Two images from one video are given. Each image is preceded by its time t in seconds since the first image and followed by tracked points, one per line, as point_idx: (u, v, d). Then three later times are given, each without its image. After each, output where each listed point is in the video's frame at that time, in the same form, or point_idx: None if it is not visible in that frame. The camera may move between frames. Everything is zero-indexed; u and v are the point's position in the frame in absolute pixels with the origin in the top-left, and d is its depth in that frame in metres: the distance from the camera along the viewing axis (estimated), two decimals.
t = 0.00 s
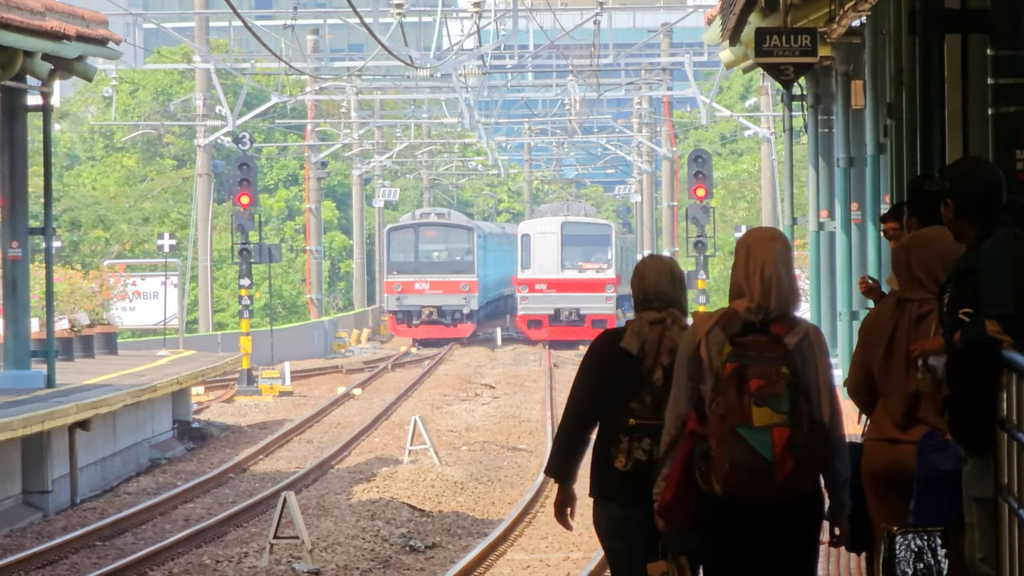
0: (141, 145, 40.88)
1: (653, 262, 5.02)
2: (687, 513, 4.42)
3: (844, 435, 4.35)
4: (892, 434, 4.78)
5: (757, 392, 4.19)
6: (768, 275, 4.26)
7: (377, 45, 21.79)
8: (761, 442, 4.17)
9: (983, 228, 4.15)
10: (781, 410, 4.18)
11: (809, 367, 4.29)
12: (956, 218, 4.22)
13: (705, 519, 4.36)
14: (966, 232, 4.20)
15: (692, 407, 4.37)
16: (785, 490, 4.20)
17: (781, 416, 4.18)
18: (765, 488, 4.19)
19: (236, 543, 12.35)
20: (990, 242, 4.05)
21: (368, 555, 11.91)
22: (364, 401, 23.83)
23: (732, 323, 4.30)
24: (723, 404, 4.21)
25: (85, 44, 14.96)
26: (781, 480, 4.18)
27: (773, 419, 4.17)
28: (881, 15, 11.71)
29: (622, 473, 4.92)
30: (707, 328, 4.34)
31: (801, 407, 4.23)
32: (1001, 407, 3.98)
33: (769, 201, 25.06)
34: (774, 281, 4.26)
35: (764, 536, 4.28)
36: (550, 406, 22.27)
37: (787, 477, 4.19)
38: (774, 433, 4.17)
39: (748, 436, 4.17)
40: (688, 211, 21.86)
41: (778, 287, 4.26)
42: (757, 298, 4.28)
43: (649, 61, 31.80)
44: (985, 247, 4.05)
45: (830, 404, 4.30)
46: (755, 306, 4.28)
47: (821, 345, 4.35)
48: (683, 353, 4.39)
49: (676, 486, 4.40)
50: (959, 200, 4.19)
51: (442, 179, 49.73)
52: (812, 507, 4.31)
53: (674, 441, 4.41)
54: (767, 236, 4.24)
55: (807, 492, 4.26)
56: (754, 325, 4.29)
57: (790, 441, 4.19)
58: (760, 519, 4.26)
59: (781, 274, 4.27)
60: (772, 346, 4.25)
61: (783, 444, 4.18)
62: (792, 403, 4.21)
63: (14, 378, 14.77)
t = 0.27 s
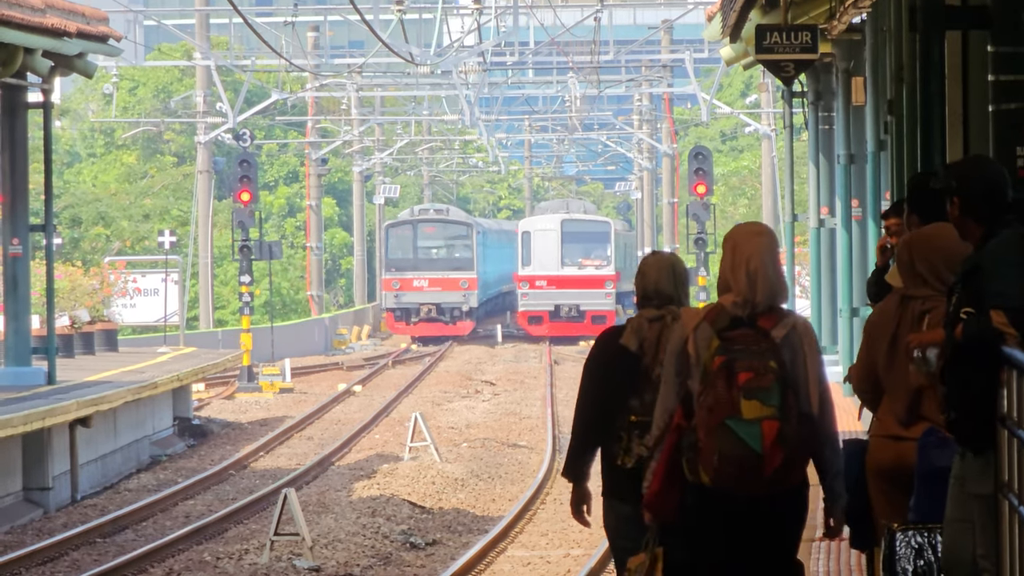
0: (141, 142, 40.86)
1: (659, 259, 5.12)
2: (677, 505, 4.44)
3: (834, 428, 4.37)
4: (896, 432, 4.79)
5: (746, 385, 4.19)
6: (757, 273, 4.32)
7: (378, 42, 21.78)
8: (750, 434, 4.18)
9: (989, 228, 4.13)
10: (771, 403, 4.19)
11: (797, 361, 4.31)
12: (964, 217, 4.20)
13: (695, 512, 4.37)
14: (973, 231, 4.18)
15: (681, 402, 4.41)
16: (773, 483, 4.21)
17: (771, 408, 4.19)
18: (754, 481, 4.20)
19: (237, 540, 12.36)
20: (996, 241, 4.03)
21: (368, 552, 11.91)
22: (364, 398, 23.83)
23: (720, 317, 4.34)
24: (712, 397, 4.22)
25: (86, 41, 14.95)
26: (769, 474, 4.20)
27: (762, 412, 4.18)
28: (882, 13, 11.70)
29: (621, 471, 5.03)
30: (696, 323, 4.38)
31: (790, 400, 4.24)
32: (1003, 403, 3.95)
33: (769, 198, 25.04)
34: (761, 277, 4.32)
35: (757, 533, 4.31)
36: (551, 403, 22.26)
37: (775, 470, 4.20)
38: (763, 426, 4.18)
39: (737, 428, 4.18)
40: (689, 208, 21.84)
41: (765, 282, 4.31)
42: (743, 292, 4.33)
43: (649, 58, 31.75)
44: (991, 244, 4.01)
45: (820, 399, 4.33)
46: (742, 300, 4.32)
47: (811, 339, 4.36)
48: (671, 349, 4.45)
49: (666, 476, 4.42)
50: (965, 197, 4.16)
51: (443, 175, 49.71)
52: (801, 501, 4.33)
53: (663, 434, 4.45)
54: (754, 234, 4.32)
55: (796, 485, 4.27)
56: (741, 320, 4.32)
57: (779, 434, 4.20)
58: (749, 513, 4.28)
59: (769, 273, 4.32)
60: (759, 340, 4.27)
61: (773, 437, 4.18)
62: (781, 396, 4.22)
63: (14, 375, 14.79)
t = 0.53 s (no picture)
0: (140, 139, 40.84)
1: (655, 250, 5.08)
2: (673, 502, 4.43)
3: (832, 427, 4.38)
4: (901, 429, 4.84)
5: (741, 383, 4.20)
6: (752, 272, 4.32)
7: (377, 39, 21.77)
8: (746, 431, 4.18)
9: (992, 226, 4.09)
10: (767, 401, 4.19)
11: (793, 360, 4.32)
12: (965, 214, 4.16)
13: (693, 508, 4.37)
14: (975, 229, 4.14)
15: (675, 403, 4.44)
16: (769, 480, 4.21)
17: (767, 406, 4.19)
18: (750, 479, 4.20)
19: (236, 537, 12.36)
20: (998, 241, 3.99)
21: (367, 549, 11.92)
22: (364, 396, 23.83)
23: (715, 317, 4.36)
24: (708, 395, 4.23)
25: (85, 38, 14.94)
26: (764, 472, 4.20)
27: (758, 409, 4.18)
28: (881, 10, 11.71)
29: (631, 464, 5.03)
30: (692, 323, 4.42)
31: (786, 398, 4.24)
32: (1002, 401, 3.94)
33: (768, 195, 25.05)
34: (756, 276, 4.31)
35: (756, 532, 4.30)
36: (550, 401, 22.27)
37: (770, 468, 4.20)
38: (760, 423, 4.18)
39: (733, 426, 4.18)
40: (688, 206, 21.85)
41: (759, 281, 4.31)
42: (739, 292, 4.34)
43: (649, 55, 31.73)
44: (995, 244, 3.99)
45: (815, 396, 4.33)
46: (737, 300, 4.33)
47: (807, 338, 4.37)
48: (667, 348, 4.52)
49: (661, 474, 4.43)
50: (968, 194, 4.12)
51: (442, 173, 49.70)
52: (798, 498, 4.32)
53: (660, 432, 4.48)
54: (747, 235, 4.31)
55: (792, 483, 4.26)
56: (736, 319, 4.33)
57: (775, 432, 4.20)
58: (746, 511, 4.27)
59: (763, 273, 4.32)
60: (754, 338, 4.27)
61: (769, 435, 4.18)
62: (777, 394, 4.22)
63: (14, 372, 14.78)
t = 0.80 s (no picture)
0: (139, 139, 40.86)
1: (638, 257, 5.00)
2: (677, 500, 4.44)
3: (837, 428, 4.42)
4: (903, 430, 4.84)
5: (748, 383, 4.22)
6: (760, 271, 4.31)
7: (376, 39, 21.76)
8: (753, 431, 4.19)
9: (992, 224, 4.09)
10: (773, 401, 4.21)
11: (799, 359, 4.35)
12: (964, 213, 4.15)
13: (698, 507, 4.37)
14: (974, 227, 4.14)
15: (683, 397, 4.44)
16: (776, 480, 4.22)
17: (774, 406, 4.21)
18: (756, 479, 4.21)
19: (236, 537, 12.35)
20: (997, 240, 3.96)
21: (367, 549, 11.92)
22: (363, 395, 23.84)
23: (723, 315, 4.36)
24: (715, 395, 4.25)
25: (85, 37, 14.94)
26: (771, 471, 4.21)
27: (765, 409, 4.20)
28: (880, 10, 11.70)
29: (620, 476, 4.92)
30: (700, 319, 4.39)
31: (792, 398, 4.27)
32: (1002, 401, 3.93)
33: (768, 194, 25.07)
34: (764, 274, 4.31)
35: (762, 530, 4.31)
36: (550, 400, 22.29)
37: (778, 467, 4.21)
38: (766, 423, 4.20)
39: (740, 426, 4.19)
40: (688, 206, 21.84)
41: (768, 278, 4.30)
42: (747, 291, 4.34)
43: (648, 55, 31.73)
44: (993, 243, 3.98)
45: (821, 395, 4.37)
46: (746, 299, 4.33)
47: (813, 337, 4.40)
48: (674, 343, 4.46)
49: (668, 473, 4.44)
50: (967, 194, 4.11)
51: (442, 172, 49.73)
52: (801, 498, 4.32)
53: (665, 432, 4.48)
54: (757, 233, 4.31)
55: (797, 482, 4.28)
56: (745, 318, 4.34)
57: (781, 432, 4.22)
58: (751, 510, 4.28)
59: (771, 271, 4.31)
60: (762, 338, 4.30)
61: (775, 435, 4.20)
62: (783, 394, 4.24)
63: (14, 372, 14.79)
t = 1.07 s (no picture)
0: (141, 141, 40.89)
1: (627, 256, 4.98)
2: (680, 499, 4.44)
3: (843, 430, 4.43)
4: (905, 432, 4.90)
5: (752, 382, 4.27)
6: (766, 271, 4.36)
7: (378, 41, 21.76)
8: (754, 432, 4.25)
9: (994, 228, 4.08)
10: (776, 400, 4.26)
11: (806, 360, 4.36)
12: (967, 216, 4.14)
13: (701, 504, 4.44)
14: (976, 230, 4.13)
15: (690, 395, 4.43)
16: (776, 480, 4.28)
17: (776, 406, 4.26)
18: (756, 478, 4.27)
19: (238, 539, 12.35)
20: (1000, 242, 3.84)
21: (369, 551, 11.92)
22: (365, 397, 23.83)
23: (730, 314, 4.39)
24: (719, 394, 4.30)
25: (86, 39, 14.93)
26: (772, 470, 4.27)
27: (768, 409, 4.25)
28: (882, 12, 11.69)
29: (594, 469, 4.90)
30: (707, 318, 4.42)
31: (795, 398, 4.30)
32: (1003, 402, 3.93)
33: (770, 196, 25.07)
34: (771, 274, 4.35)
35: (760, 526, 4.35)
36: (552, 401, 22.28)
37: (779, 467, 4.27)
38: (768, 423, 4.25)
39: (741, 426, 4.26)
40: (690, 207, 21.85)
41: (776, 278, 4.36)
42: (756, 290, 4.37)
43: (650, 57, 31.72)
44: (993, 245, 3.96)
45: (827, 395, 4.38)
46: (754, 298, 4.37)
47: (820, 338, 4.41)
48: (680, 341, 4.48)
49: (671, 469, 4.42)
50: (969, 196, 4.10)
51: (444, 173, 49.72)
52: (802, 497, 4.36)
53: (670, 429, 4.50)
54: (763, 233, 4.35)
55: (798, 481, 4.33)
56: (751, 317, 4.38)
57: (782, 432, 4.27)
58: (749, 508, 4.33)
59: (779, 271, 4.36)
60: (767, 337, 4.33)
61: (777, 435, 4.26)
62: (786, 394, 4.29)
63: (15, 374, 14.78)
